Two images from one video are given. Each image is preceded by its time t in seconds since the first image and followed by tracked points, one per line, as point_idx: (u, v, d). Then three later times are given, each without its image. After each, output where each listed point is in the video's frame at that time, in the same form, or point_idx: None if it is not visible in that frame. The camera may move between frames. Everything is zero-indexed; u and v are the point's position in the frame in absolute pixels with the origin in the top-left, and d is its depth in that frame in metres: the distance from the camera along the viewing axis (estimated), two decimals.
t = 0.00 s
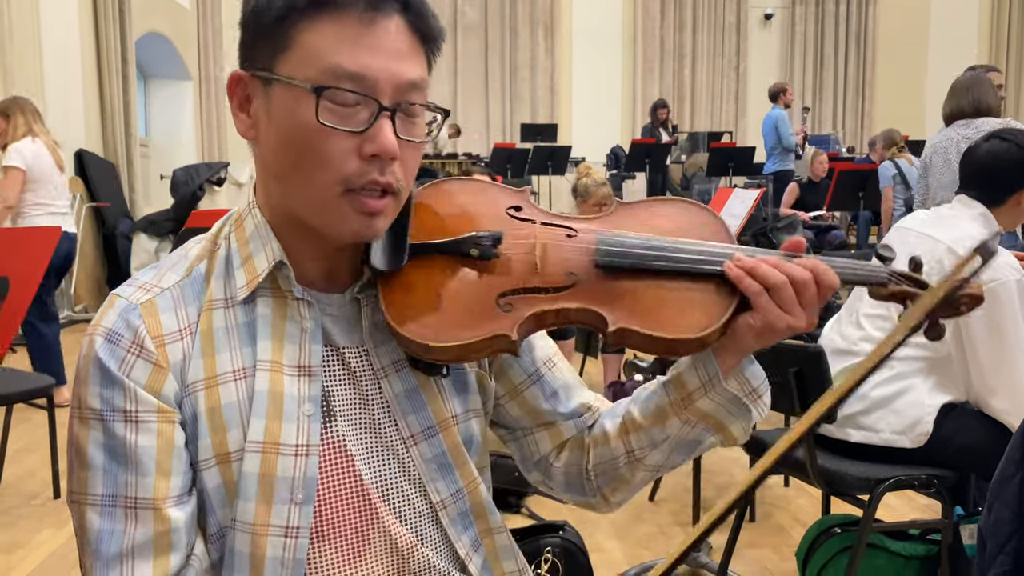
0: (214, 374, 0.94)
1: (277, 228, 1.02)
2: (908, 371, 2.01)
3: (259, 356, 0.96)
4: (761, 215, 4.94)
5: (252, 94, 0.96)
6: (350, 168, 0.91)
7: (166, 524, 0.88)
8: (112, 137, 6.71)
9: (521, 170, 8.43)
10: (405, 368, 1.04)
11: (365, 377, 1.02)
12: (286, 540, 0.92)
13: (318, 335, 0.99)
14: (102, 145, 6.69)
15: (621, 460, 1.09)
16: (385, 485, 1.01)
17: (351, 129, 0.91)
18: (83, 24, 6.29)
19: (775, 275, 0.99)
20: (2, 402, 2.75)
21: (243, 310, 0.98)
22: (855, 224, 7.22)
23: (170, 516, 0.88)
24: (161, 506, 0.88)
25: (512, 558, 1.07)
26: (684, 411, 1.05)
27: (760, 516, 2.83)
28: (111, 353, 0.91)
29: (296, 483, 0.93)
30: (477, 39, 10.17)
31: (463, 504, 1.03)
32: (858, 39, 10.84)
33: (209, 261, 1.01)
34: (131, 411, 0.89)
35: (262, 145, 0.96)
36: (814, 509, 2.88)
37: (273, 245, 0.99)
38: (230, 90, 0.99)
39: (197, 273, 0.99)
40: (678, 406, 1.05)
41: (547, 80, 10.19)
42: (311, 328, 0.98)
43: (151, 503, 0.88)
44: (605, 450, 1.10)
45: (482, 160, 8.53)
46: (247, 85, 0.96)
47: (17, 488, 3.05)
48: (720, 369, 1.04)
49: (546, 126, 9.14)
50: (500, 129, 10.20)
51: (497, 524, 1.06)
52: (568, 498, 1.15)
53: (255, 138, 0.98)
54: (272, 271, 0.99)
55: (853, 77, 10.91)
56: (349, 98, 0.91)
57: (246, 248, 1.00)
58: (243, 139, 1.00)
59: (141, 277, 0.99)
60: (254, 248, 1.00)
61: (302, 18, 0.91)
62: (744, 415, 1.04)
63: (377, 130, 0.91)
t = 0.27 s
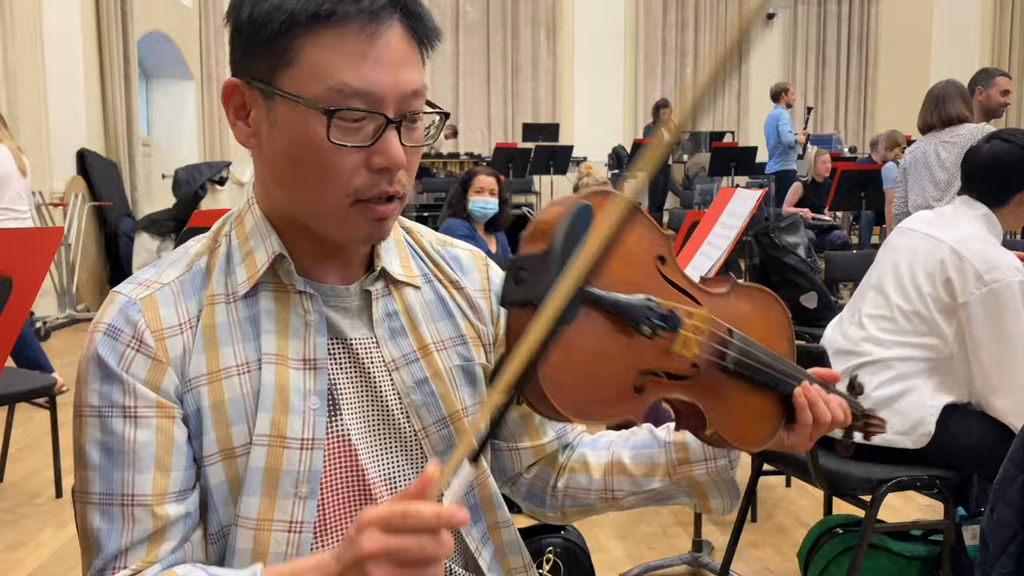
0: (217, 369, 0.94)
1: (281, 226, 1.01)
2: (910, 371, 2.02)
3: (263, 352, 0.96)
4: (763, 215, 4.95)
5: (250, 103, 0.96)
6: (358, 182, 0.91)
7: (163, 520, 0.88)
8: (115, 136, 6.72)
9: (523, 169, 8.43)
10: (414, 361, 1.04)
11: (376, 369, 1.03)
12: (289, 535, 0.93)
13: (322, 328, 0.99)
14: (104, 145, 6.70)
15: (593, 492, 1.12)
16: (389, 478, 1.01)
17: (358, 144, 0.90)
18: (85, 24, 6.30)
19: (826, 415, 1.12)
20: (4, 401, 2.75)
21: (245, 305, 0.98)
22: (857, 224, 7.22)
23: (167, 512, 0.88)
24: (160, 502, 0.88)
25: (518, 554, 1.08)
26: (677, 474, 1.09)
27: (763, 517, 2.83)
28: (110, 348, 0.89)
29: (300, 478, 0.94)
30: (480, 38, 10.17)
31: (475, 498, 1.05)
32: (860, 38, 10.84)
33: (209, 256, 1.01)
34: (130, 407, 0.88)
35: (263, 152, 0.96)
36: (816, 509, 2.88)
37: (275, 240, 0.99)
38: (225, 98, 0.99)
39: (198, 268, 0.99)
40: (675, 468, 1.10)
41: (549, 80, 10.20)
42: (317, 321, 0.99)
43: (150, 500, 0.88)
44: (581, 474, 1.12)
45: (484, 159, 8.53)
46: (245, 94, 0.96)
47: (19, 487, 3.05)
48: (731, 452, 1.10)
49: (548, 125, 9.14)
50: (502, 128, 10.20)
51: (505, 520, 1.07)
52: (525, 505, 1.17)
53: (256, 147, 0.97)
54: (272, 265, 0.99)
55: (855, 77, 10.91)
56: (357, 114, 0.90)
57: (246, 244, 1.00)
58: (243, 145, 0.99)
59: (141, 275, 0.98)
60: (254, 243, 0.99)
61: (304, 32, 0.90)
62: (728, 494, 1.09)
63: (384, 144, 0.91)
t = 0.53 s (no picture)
0: (245, 358, 0.93)
1: (296, 221, 1.01)
2: (913, 372, 2.02)
3: (284, 343, 0.95)
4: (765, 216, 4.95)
5: (266, 98, 0.97)
6: (367, 180, 0.92)
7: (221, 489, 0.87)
8: (117, 136, 6.72)
9: (525, 170, 8.43)
10: (425, 355, 1.05)
11: (389, 364, 1.03)
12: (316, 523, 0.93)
13: (340, 320, 1.00)
14: (106, 145, 6.70)
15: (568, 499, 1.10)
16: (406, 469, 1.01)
17: (368, 143, 0.91)
18: (88, 24, 6.31)
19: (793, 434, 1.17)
20: (7, 400, 2.75)
21: (265, 298, 0.97)
22: (859, 225, 7.21)
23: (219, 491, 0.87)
24: (218, 476, 0.88)
25: (526, 551, 1.09)
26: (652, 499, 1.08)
27: (765, 517, 2.83)
28: (141, 336, 0.89)
29: (324, 467, 0.95)
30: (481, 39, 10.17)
31: (484, 493, 1.07)
32: (862, 39, 10.83)
33: (225, 249, 1.00)
34: (177, 385, 0.88)
35: (279, 147, 0.96)
36: (818, 509, 2.89)
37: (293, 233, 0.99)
38: (243, 91, 0.99)
39: (217, 262, 0.98)
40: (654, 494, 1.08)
41: (551, 80, 10.20)
42: (334, 314, 0.99)
43: (206, 474, 0.87)
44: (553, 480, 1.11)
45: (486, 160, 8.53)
46: (261, 88, 0.97)
47: (23, 487, 3.06)
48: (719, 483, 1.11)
49: (549, 126, 9.14)
50: (503, 129, 10.20)
51: (513, 516, 1.09)
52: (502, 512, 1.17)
53: (271, 141, 0.98)
54: (289, 258, 0.99)
55: (857, 77, 10.90)
56: (368, 114, 0.90)
57: (262, 239, 0.99)
58: (258, 139, 1.00)
59: (157, 269, 0.96)
60: (270, 238, 0.99)
61: (320, 32, 0.91)
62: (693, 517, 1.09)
63: (394, 145, 0.91)
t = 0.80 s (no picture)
0: (261, 351, 0.93)
1: (306, 216, 1.02)
2: (915, 371, 2.02)
3: (298, 335, 0.95)
4: (766, 216, 4.95)
5: (277, 92, 0.97)
6: (373, 175, 0.92)
7: (250, 478, 0.88)
8: (118, 136, 6.73)
9: (525, 170, 8.44)
10: (435, 349, 1.05)
11: (399, 357, 1.03)
12: (333, 514, 0.94)
13: (352, 314, 1.00)
14: (108, 144, 6.71)
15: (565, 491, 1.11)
16: (419, 462, 1.02)
17: (374, 139, 0.91)
18: (90, 25, 6.31)
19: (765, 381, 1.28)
20: (8, 400, 2.75)
21: (278, 292, 0.98)
22: (859, 225, 7.21)
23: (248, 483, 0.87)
24: (245, 467, 0.88)
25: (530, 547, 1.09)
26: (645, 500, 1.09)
27: (766, 517, 2.83)
28: (158, 329, 0.88)
29: (340, 458, 0.95)
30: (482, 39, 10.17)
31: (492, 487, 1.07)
32: (862, 40, 10.83)
33: (237, 243, 1.00)
34: (203, 377, 0.88)
35: (288, 142, 0.96)
36: (819, 509, 2.88)
37: (304, 226, 0.99)
38: (254, 86, 0.99)
39: (230, 256, 0.98)
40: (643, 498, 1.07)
41: (552, 81, 10.21)
42: (346, 308, 1.00)
43: (234, 466, 0.88)
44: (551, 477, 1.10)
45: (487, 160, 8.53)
46: (272, 83, 0.97)
47: (24, 486, 3.06)
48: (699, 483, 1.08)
49: (550, 126, 9.14)
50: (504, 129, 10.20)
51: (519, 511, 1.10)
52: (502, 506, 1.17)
53: (280, 135, 0.98)
54: (301, 252, 0.99)
55: (858, 78, 10.90)
56: (375, 110, 0.90)
57: (273, 232, 0.99)
58: (268, 133, 1.00)
59: (170, 262, 0.97)
60: (281, 231, 0.99)
61: (329, 27, 0.91)
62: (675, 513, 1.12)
63: (401, 140, 0.91)
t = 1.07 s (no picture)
0: (262, 353, 0.94)
1: (309, 218, 1.02)
2: (915, 371, 2.02)
3: (300, 338, 0.96)
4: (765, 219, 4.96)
5: (282, 93, 0.97)
6: (375, 178, 0.92)
7: (246, 483, 0.88)
8: (119, 137, 6.73)
9: (526, 171, 8.44)
10: (436, 351, 1.06)
11: (400, 359, 1.04)
12: (332, 516, 0.94)
13: (354, 316, 1.01)
14: (108, 145, 6.71)
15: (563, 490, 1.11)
16: (418, 465, 1.02)
17: (378, 143, 0.91)
18: (91, 26, 6.32)
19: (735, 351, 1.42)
20: (8, 400, 2.76)
21: (281, 294, 0.98)
22: (860, 227, 7.21)
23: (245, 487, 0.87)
24: (241, 472, 0.88)
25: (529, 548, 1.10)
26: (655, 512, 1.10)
27: (765, 518, 2.83)
28: (159, 332, 0.89)
29: (341, 461, 0.95)
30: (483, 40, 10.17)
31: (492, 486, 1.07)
32: (862, 42, 10.84)
33: (240, 245, 1.00)
34: (199, 383, 0.88)
35: (292, 143, 0.97)
36: (818, 511, 2.89)
37: (307, 229, 0.99)
38: (259, 87, 1.00)
39: (233, 257, 0.98)
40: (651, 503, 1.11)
41: (552, 82, 10.21)
42: (347, 310, 1.00)
43: (230, 470, 0.88)
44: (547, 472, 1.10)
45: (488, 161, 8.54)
46: (278, 84, 0.97)
47: (24, 486, 3.07)
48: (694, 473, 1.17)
49: (550, 127, 9.15)
50: (504, 130, 10.19)
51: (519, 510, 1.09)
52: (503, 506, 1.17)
53: (283, 135, 0.98)
54: (304, 254, 1.00)
55: (858, 81, 10.92)
56: (379, 114, 0.91)
57: (276, 234, 1.00)
58: (272, 133, 1.00)
59: (172, 264, 0.97)
60: (284, 233, 1.00)
61: (335, 31, 0.91)
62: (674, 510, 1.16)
63: (404, 145, 0.92)
